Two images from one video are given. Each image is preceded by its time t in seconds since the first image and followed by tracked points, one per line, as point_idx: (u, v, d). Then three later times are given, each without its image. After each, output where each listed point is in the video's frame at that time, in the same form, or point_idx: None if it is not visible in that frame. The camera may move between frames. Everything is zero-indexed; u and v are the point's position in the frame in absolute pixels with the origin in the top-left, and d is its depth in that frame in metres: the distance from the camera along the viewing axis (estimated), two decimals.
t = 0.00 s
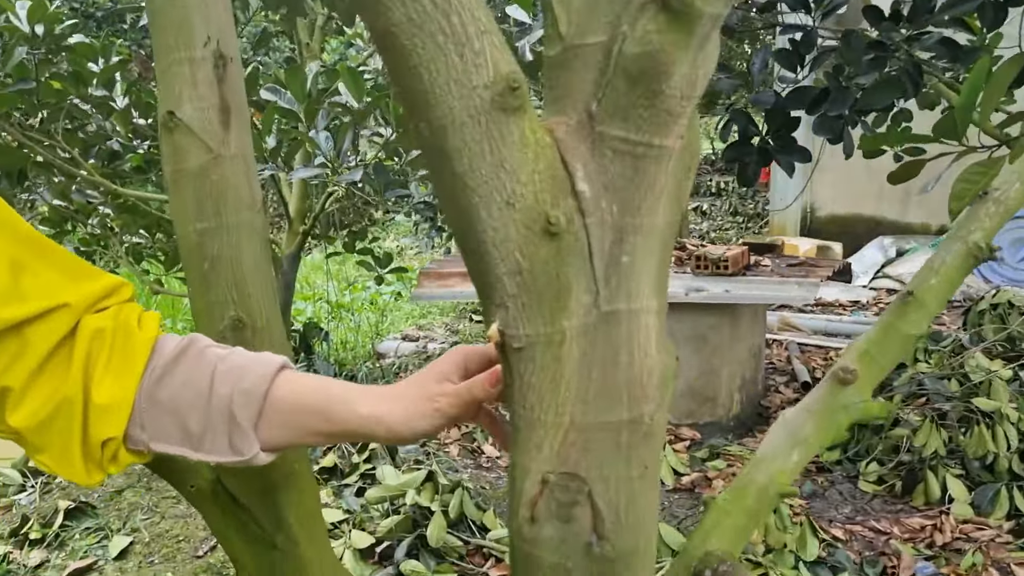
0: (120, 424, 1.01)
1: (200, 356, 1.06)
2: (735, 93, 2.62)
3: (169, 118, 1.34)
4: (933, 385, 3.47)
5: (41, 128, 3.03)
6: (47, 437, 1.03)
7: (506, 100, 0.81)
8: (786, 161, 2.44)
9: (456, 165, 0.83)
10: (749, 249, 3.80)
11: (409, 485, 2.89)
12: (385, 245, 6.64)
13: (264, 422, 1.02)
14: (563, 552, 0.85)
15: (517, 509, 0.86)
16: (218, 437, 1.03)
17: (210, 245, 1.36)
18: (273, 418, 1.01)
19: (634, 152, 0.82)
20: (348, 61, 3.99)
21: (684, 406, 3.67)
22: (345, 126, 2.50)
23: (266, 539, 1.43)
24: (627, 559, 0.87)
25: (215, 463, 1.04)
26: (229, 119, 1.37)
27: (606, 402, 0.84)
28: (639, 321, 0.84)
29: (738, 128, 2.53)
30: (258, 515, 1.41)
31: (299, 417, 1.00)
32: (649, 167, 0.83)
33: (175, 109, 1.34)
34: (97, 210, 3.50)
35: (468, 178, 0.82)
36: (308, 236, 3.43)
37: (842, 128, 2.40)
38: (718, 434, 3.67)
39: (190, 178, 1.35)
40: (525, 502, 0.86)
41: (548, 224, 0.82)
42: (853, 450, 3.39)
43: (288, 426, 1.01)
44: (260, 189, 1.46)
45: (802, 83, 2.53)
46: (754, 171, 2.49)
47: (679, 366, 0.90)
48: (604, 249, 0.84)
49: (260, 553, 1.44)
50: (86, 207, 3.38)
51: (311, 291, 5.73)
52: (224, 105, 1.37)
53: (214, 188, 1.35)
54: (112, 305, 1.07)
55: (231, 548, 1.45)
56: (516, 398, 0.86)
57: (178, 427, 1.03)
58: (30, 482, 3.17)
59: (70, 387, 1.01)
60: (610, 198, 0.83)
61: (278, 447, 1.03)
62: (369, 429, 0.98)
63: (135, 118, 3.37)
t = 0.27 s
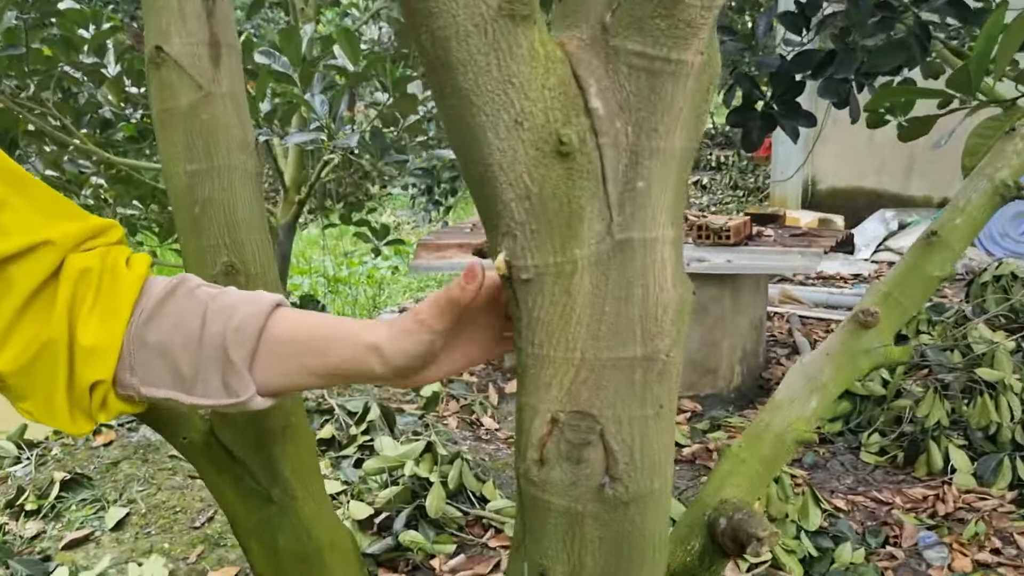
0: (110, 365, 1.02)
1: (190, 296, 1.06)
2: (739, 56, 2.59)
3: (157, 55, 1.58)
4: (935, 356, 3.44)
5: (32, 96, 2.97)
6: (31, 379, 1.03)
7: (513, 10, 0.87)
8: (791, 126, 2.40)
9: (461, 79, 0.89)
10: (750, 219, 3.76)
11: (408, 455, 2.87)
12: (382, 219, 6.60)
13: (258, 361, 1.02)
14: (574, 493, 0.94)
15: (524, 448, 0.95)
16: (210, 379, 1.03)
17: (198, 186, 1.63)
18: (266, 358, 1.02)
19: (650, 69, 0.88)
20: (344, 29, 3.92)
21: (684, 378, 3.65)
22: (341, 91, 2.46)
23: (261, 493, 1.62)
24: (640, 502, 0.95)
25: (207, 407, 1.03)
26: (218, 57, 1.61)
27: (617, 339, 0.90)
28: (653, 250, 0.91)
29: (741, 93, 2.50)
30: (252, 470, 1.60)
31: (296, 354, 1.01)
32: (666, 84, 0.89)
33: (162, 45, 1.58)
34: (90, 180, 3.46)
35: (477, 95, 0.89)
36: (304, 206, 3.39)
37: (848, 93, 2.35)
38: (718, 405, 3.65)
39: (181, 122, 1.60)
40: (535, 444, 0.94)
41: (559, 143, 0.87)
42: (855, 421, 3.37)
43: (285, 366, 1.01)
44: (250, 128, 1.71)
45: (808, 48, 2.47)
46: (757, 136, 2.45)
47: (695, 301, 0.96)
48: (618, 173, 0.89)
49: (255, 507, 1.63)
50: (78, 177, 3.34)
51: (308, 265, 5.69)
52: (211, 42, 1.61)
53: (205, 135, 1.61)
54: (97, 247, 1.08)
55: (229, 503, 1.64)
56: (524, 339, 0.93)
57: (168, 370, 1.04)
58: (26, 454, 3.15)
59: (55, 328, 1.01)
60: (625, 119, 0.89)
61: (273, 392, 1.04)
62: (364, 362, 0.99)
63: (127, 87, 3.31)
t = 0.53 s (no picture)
0: (97, 330, 0.99)
1: (185, 260, 1.05)
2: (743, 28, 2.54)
3: (149, 6, 1.56)
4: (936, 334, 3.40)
5: (26, 71, 2.94)
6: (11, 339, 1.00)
7: None
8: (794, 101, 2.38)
9: (468, 14, 0.89)
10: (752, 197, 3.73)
11: (408, 433, 2.84)
12: (380, 198, 6.56)
13: (255, 323, 1.01)
14: (583, 447, 0.92)
15: (531, 402, 0.94)
16: (205, 346, 1.02)
17: (193, 146, 1.63)
18: (267, 321, 1.01)
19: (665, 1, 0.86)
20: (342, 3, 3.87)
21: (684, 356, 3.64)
22: (339, 63, 2.43)
23: (260, 457, 1.61)
24: (653, 455, 0.93)
25: (200, 373, 1.02)
26: (213, 8, 1.59)
27: (629, 286, 0.88)
28: (667, 191, 0.88)
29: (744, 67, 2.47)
30: (252, 433, 1.58)
31: (300, 316, 1.01)
32: (680, 18, 0.87)
33: None
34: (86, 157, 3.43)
35: (483, 27, 0.88)
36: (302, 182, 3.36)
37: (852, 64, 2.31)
38: (719, 383, 3.64)
39: (174, 74, 1.60)
40: (544, 398, 0.93)
41: (569, 76, 0.85)
42: (856, 399, 3.36)
43: (288, 329, 1.01)
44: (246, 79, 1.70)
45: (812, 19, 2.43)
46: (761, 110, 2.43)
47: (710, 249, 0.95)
48: (630, 109, 0.87)
49: (253, 472, 1.62)
50: (74, 155, 3.31)
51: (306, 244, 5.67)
52: None
53: (200, 88, 1.61)
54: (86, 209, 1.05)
55: (227, 469, 1.62)
56: (532, 288, 0.92)
57: (160, 335, 1.02)
58: (24, 432, 3.13)
59: (37, 288, 0.98)
60: (639, 53, 0.87)
61: (270, 357, 1.03)
62: (371, 320, 1.00)
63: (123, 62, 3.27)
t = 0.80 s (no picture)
0: (98, 293, 0.97)
1: (185, 220, 1.04)
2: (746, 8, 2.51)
3: None
4: (939, 318, 3.41)
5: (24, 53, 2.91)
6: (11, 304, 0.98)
7: None
8: (798, 82, 2.37)
9: None
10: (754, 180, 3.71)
11: (410, 416, 2.85)
12: (380, 183, 6.53)
13: (258, 281, 1.01)
14: (594, 412, 0.94)
15: (541, 367, 0.96)
16: (207, 306, 1.01)
17: (191, 106, 1.61)
18: (269, 280, 1.01)
19: None
20: None
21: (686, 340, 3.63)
22: (339, 43, 2.40)
23: (262, 428, 1.63)
24: (665, 421, 0.96)
25: (202, 335, 1.01)
26: None
27: (642, 247, 0.90)
28: (680, 148, 0.90)
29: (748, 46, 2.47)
30: (252, 405, 1.62)
31: (303, 275, 1.01)
32: None
33: None
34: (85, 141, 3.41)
35: None
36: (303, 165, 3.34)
37: (857, 45, 2.29)
38: (721, 367, 3.64)
39: (171, 37, 1.58)
40: (554, 361, 0.95)
41: (581, 26, 0.88)
42: (859, 383, 3.35)
43: (292, 288, 1.01)
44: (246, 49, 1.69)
45: None
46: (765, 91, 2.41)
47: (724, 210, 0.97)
48: (644, 64, 0.89)
49: (256, 444, 1.63)
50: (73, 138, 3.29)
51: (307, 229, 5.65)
52: None
53: (198, 51, 1.59)
54: (83, 171, 1.03)
55: (229, 441, 1.65)
56: (542, 253, 0.94)
57: (161, 296, 1.01)
58: (25, 416, 3.13)
59: (36, 251, 0.96)
60: (650, 5, 0.89)
61: (273, 318, 1.03)
62: (375, 278, 1.00)
63: (121, 45, 3.24)
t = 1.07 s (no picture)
0: (104, 250, 0.94)
1: (193, 174, 1.01)
2: None
3: None
4: (948, 303, 3.38)
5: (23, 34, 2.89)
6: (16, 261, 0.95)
7: None
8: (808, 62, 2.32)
9: None
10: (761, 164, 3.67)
11: (414, 401, 2.80)
12: (383, 169, 6.50)
13: (269, 236, 0.99)
14: (618, 371, 0.90)
15: (562, 324, 0.92)
16: (216, 263, 0.98)
17: (196, 65, 1.57)
18: (280, 236, 0.99)
19: None
20: None
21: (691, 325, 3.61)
22: (342, 21, 2.37)
23: (271, 398, 1.54)
24: (693, 380, 0.91)
25: (212, 293, 0.98)
26: None
27: (670, 198, 0.86)
28: (711, 93, 0.86)
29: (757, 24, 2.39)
30: (260, 373, 1.53)
31: (315, 230, 0.99)
32: None
33: None
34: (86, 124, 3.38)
35: None
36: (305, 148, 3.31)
37: (868, 23, 2.26)
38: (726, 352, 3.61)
39: None
40: (576, 317, 0.90)
41: None
42: (866, 368, 3.33)
43: (303, 244, 0.99)
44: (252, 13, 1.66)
45: None
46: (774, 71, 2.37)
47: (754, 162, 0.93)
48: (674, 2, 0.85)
49: (264, 414, 1.55)
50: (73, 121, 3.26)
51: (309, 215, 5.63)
52: None
53: (203, 9, 1.55)
54: (88, 125, 0.99)
55: (236, 412, 1.56)
56: (564, 206, 0.91)
57: (169, 253, 0.98)
58: (26, 400, 3.12)
59: (40, 207, 0.92)
60: None
61: (284, 276, 1.01)
62: (390, 232, 1.00)
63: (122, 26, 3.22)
